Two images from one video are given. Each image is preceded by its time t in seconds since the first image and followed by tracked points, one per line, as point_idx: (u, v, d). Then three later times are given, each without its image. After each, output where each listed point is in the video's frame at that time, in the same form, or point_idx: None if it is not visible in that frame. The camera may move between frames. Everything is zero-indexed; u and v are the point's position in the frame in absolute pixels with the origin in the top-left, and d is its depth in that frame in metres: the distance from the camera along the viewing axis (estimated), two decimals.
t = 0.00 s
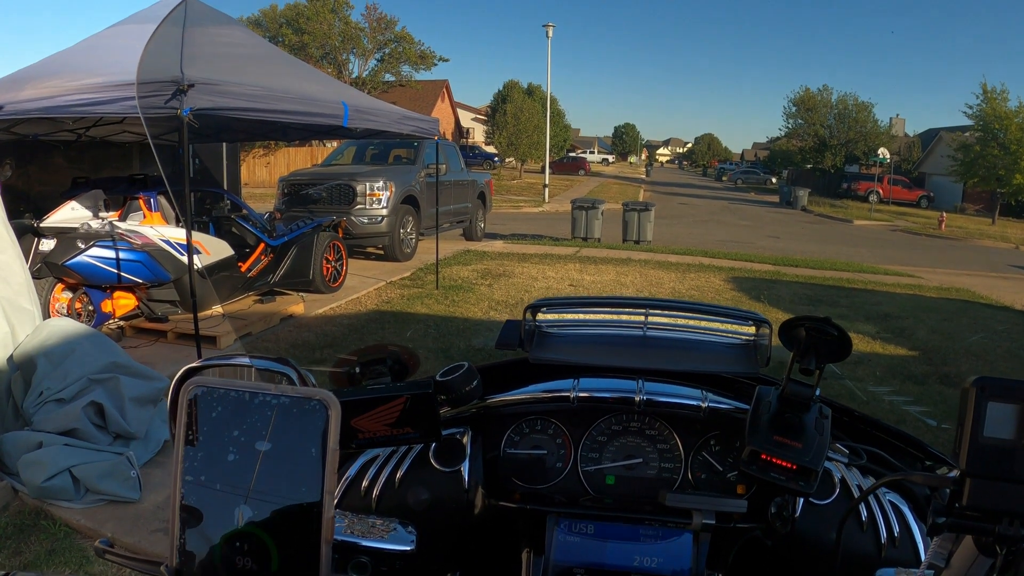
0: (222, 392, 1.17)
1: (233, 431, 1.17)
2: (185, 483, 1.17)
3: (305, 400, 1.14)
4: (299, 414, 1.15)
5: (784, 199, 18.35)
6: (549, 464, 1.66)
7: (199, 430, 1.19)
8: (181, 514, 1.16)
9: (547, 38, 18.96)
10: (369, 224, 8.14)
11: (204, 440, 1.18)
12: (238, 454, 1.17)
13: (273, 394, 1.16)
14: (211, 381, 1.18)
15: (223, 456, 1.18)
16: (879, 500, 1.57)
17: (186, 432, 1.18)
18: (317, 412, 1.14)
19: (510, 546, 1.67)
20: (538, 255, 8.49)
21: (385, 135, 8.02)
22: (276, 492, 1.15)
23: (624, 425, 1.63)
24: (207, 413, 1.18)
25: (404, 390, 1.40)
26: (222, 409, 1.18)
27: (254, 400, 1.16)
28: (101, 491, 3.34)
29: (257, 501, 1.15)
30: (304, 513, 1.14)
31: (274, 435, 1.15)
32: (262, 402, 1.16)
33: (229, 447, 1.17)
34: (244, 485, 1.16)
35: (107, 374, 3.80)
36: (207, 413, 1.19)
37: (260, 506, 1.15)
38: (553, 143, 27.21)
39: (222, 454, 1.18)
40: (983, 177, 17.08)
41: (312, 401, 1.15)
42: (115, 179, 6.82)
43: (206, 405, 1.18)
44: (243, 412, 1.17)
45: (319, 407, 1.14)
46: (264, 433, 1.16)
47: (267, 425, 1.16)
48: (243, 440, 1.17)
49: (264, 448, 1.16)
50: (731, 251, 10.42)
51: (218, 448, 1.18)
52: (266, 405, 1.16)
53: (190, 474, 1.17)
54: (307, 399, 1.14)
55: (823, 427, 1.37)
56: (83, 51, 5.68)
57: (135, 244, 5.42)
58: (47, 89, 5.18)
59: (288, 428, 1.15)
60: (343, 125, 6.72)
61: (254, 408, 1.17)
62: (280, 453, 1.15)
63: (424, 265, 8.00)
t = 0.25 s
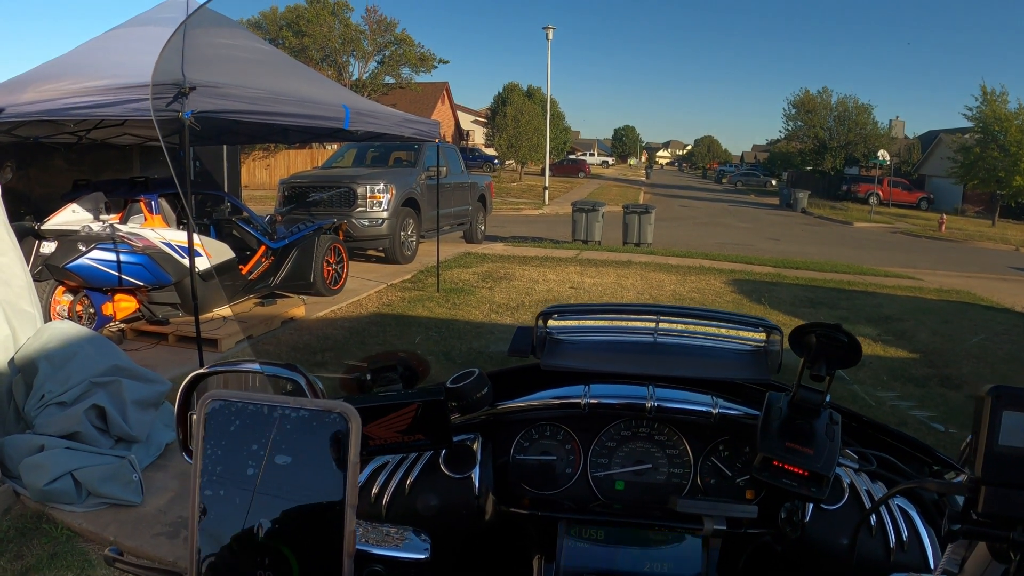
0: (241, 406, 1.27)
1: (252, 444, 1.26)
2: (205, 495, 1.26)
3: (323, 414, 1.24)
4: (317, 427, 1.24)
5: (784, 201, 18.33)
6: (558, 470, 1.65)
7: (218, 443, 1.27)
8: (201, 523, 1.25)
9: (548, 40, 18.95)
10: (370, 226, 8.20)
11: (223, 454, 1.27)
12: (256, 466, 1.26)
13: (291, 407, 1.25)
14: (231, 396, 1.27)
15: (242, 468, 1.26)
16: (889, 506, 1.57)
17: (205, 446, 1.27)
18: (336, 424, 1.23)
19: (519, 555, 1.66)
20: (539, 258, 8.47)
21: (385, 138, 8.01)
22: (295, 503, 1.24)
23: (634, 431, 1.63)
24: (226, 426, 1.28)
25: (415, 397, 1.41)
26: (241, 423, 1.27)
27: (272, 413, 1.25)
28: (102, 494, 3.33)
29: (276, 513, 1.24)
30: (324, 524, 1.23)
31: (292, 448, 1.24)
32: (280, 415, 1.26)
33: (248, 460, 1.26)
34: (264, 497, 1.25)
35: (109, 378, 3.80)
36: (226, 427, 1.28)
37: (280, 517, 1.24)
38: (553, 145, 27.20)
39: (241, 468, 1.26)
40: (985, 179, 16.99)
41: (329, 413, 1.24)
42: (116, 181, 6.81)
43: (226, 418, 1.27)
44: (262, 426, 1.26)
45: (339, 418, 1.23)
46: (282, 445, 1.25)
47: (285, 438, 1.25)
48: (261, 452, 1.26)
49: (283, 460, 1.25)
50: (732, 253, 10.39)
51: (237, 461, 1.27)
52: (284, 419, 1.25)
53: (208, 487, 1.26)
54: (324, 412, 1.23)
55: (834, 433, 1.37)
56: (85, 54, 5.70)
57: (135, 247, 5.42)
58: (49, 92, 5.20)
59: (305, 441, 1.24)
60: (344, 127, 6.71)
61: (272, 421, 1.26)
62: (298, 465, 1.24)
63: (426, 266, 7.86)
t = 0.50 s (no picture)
0: (277, 389, 1.36)
1: (287, 427, 1.35)
2: (239, 474, 1.34)
3: (358, 396, 1.33)
4: (351, 409, 1.33)
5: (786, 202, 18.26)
6: (572, 464, 1.66)
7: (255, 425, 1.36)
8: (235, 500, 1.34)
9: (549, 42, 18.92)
10: (371, 227, 8.33)
11: (258, 435, 1.35)
12: (291, 448, 1.34)
13: (327, 390, 1.34)
14: (268, 381, 1.36)
15: (277, 449, 1.35)
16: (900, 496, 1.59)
17: (241, 426, 1.35)
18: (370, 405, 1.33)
19: (534, 547, 1.70)
20: (540, 259, 8.42)
21: (387, 139, 7.99)
22: (329, 483, 1.33)
23: (647, 425, 1.64)
24: (261, 408, 1.36)
25: (433, 391, 1.43)
26: (276, 405, 1.35)
27: (308, 396, 1.34)
28: (106, 494, 3.34)
29: (310, 494, 1.33)
30: (360, 505, 1.32)
31: (326, 430, 1.34)
32: (316, 397, 1.35)
33: (283, 441, 1.35)
34: (298, 477, 1.34)
35: (112, 378, 3.80)
36: (263, 409, 1.36)
37: (313, 499, 1.33)
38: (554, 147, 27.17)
39: (276, 450, 1.35)
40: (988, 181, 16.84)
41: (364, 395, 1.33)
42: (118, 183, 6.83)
43: (262, 401, 1.36)
44: (297, 408, 1.35)
45: (374, 399, 1.31)
46: (317, 427, 1.34)
47: (320, 420, 1.34)
48: (296, 433, 1.34)
49: (317, 441, 1.34)
50: (734, 255, 10.34)
51: (272, 442, 1.35)
52: (320, 402, 1.34)
53: (243, 468, 1.34)
54: (359, 394, 1.33)
55: (847, 425, 1.38)
56: (88, 56, 5.71)
57: (137, 248, 5.43)
58: (51, 93, 5.21)
59: (340, 422, 1.33)
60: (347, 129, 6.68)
61: (307, 404, 1.35)
62: (333, 446, 1.33)
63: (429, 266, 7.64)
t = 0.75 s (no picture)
0: (274, 374, 1.30)
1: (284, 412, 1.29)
2: (235, 464, 1.28)
3: (355, 381, 1.27)
4: (349, 394, 1.27)
5: (785, 205, 18.28)
6: (569, 459, 1.67)
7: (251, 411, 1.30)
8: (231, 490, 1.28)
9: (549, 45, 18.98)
10: (371, 229, 8.24)
11: (255, 422, 1.29)
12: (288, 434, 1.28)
13: (324, 375, 1.28)
14: (264, 364, 1.30)
15: (273, 436, 1.29)
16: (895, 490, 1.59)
17: (236, 413, 1.29)
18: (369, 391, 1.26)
19: (532, 541, 1.69)
20: (540, 261, 8.43)
21: (387, 141, 8.00)
22: (325, 471, 1.27)
23: (643, 420, 1.66)
24: (257, 395, 1.30)
25: (430, 384, 1.43)
26: (273, 390, 1.30)
27: (305, 381, 1.29)
28: (106, 494, 3.34)
29: (306, 482, 1.27)
30: (356, 495, 1.26)
31: (324, 416, 1.27)
32: (313, 383, 1.29)
33: (279, 427, 1.29)
34: (294, 466, 1.28)
35: (112, 378, 3.81)
36: (258, 395, 1.30)
37: (309, 487, 1.27)
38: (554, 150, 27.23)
39: (273, 436, 1.29)
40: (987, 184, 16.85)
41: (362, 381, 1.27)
42: (118, 184, 6.84)
43: (258, 387, 1.30)
44: (294, 394, 1.29)
45: (370, 385, 1.26)
46: (314, 413, 1.28)
47: (317, 406, 1.28)
48: (292, 420, 1.29)
49: (314, 427, 1.28)
50: (733, 257, 10.35)
51: (268, 429, 1.29)
52: (316, 387, 1.28)
53: (239, 456, 1.28)
54: (357, 379, 1.27)
55: (842, 418, 1.40)
56: (89, 58, 5.74)
57: (138, 249, 5.45)
58: (53, 95, 5.24)
59: (338, 408, 1.27)
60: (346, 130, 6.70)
61: (304, 389, 1.29)
62: (330, 433, 1.27)
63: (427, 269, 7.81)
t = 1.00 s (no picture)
0: (242, 372, 1.33)
1: (252, 410, 1.31)
2: (205, 460, 1.31)
3: (323, 378, 1.30)
4: (315, 391, 1.30)
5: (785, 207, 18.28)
6: (554, 459, 1.68)
7: (218, 408, 1.32)
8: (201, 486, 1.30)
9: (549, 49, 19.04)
10: (370, 232, 8.29)
11: (224, 419, 1.32)
12: (256, 431, 1.31)
13: (291, 372, 1.32)
14: (232, 360, 1.32)
15: (242, 433, 1.31)
16: (879, 492, 1.59)
17: (206, 410, 1.31)
18: (334, 389, 1.30)
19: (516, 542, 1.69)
20: (539, 263, 8.42)
21: (385, 144, 8.02)
22: (293, 467, 1.30)
23: (627, 421, 1.66)
24: (226, 392, 1.32)
25: (412, 385, 1.43)
26: (241, 387, 1.32)
27: (273, 378, 1.32)
28: (104, 495, 3.35)
29: (275, 478, 1.30)
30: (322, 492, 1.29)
31: (291, 413, 1.31)
32: (280, 381, 1.32)
33: (247, 424, 1.32)
34: (265, 461, 1.31)
35: (109, 380, 3.82)
36: (226, 392, 1.33)
37: (277, 483, 1.30)
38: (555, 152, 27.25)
39: (242, 432, 1.32)
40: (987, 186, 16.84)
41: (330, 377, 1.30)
42: (117, 186, 6.86)
43: (226, 383, 1.32)
44: (262, 391, 1.32)
45: (336, 384, 1.30)
46: (282, 410, 1.31)
47: (284, 402, 1.31)
48: (261, 417, 1.31)
49: (281, 424, 1.31)
50: (733, 259, 10.34)
51: (236, 426, 1.32)
52: (284, 384, 1.31)
53: (209, 452, 1.31)
54: (324, 376, 1.30)
55: (822, 418, 1.40)
56: (89, 60, 5.76)
57: (137, 251, 5.46)
58: (52, 97, 5.26)
59: (305, 406, 1.30)
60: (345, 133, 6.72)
61: (272, 386, 1.32)
62: (297, 430, 1.30)
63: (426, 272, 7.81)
